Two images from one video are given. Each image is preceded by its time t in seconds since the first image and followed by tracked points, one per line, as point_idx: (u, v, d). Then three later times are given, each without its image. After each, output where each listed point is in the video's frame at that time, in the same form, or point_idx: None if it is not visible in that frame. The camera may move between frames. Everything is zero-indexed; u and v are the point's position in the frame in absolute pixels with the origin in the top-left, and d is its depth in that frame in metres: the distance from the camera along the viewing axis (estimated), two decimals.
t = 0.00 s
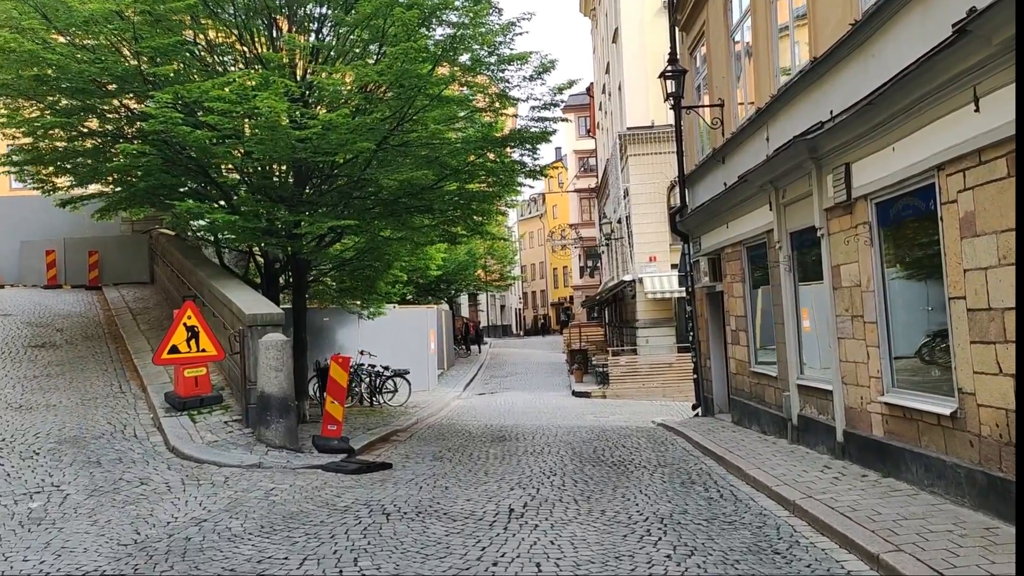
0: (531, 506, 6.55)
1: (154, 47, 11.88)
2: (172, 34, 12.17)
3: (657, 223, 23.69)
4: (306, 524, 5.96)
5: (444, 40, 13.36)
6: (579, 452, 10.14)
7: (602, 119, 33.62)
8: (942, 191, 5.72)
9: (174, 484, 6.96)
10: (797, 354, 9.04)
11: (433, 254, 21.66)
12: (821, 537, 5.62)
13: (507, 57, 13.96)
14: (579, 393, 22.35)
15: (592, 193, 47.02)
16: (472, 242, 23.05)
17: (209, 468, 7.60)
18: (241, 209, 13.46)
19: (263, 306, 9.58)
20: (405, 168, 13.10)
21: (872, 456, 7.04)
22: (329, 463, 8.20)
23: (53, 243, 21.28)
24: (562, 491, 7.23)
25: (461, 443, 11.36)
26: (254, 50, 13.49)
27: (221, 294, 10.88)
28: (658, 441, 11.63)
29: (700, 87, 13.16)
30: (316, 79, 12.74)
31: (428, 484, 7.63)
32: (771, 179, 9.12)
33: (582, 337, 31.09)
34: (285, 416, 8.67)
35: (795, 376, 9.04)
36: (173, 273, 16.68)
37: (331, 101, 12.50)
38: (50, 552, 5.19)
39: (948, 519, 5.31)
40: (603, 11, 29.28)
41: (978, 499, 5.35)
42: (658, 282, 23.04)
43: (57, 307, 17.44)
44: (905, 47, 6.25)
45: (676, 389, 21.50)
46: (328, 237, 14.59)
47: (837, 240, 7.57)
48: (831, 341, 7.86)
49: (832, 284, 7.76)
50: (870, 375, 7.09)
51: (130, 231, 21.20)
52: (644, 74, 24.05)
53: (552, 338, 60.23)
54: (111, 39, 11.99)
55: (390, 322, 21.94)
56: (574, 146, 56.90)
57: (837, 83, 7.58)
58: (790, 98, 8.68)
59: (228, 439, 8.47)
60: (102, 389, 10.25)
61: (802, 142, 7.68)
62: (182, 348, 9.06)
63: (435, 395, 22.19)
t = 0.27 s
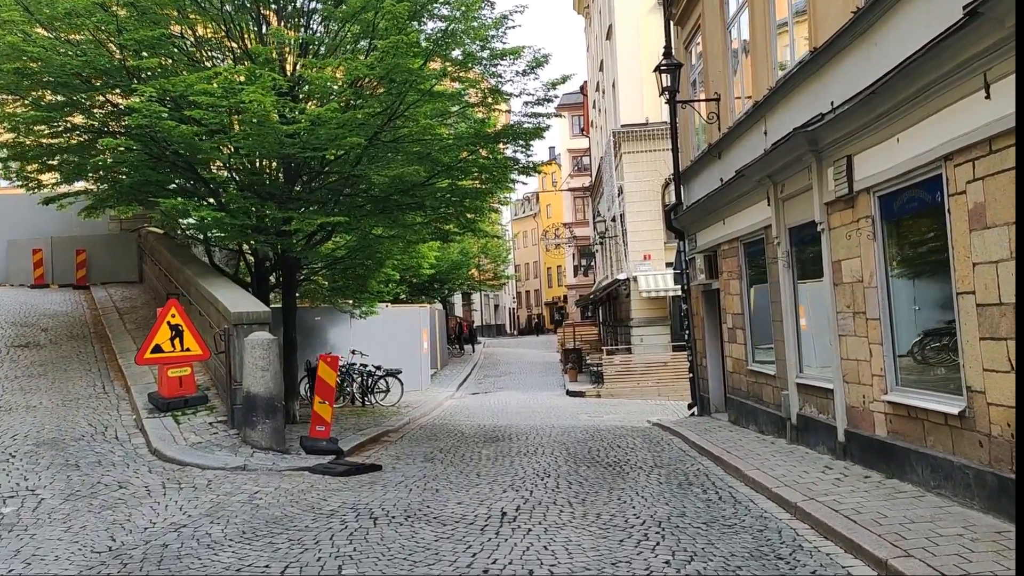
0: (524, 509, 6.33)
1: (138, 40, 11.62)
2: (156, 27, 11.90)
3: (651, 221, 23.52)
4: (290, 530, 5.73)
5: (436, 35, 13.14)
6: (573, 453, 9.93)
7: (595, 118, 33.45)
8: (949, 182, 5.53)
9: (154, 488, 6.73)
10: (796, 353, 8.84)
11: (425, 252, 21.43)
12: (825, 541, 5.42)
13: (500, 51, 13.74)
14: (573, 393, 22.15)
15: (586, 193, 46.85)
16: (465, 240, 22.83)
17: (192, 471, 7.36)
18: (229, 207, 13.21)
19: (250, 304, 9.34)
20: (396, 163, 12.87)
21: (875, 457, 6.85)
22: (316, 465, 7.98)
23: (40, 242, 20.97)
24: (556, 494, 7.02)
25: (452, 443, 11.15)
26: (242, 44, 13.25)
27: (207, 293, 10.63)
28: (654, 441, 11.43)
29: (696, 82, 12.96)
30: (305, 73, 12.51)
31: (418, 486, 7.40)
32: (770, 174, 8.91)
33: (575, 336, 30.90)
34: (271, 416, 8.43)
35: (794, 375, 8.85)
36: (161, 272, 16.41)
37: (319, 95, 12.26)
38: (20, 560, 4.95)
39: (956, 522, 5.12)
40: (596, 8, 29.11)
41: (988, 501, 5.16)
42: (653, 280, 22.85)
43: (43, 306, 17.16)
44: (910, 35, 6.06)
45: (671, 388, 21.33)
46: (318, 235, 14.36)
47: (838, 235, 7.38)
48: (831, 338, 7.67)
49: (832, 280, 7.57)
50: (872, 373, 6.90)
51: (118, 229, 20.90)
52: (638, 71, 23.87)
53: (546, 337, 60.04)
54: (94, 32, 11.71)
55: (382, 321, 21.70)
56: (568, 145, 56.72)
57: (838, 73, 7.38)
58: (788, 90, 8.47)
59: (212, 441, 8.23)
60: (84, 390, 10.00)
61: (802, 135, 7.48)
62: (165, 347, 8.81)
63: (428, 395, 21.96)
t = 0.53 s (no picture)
0: (520, 518, 6.12)
1: (124, 36, 11.36)
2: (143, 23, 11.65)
3: (647, 220, 23.30)
4: (277, 541, 5.52)
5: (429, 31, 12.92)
6: (570, 457, 9.74)
7: (590, 117, 33.25)
8: (960, 179, 5.36)
9: (137, 497, 6.51)
10: (797, 354, 8.65)
11: (419, 252, 21.20)
12: (832, 552, 5.24)
13: (494, 48, 13.52)
14: (569, 394, 21.97)
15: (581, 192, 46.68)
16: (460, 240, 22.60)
17: (177, 479, 7.14)
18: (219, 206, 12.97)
19: (238, 306, 9.11)
20: (389, 162, 12.66)
21: (881, 462, 6.67)
22: (307, 471, 7.76)
23: (28, 243, 20.67)
24: (553, 502, 6.82)
25: (446, 447, 10.93)
26: (231, 40, 13.01)
27: (195, 294, 10.39)
28: (652, 444, 11.23)
29: (693, 79, 12.77)
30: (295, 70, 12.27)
31: (411, 494, 7.19)
32: (770, 171, 8.72)
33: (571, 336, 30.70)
34: (260, 421, 8.20)
35: (796, 378, 8.65)
36: (151, 273, 16.15)
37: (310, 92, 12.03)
38: None
39: (969, 532, 4.93)
40: (591, 7, 28.92)
41: (1002, 510, 4.98)
42: (649, 280, 22.67)
43: (31, 308, 16.88)
44: (917, 27, 5.89)
45: (668, 389, 21.15)
46: (310, 235, 14.13)
47: (841, 234, 7.19)
48: (835, 340, 7.48)
49: (836, 281, 7.38)
50: (878, 377, 6.71)
51: (107, 229, 20.63)
52: (633, 69, 23.68)
53: (541, 337, 59.85)
54: (78, 28, 11.45)
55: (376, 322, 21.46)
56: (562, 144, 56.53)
57: (841, 68, 7.19)
58: (789, 85, 8.29)
59: (199, 447, 8.01)
60: (69, 395, 9.75)
61: (804, 131, 7.30)
62: (151, 351, 8.58)
63: (422, 396, 21.74)
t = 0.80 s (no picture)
0: (518, 533, 5.91)
1: (111, 35, 11.12)
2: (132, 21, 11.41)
3: (643, 222, 23.20)
4: (265, 559, 5.30)
5: (423, 29, 12.72)
6: (568, 465, 9.54)
7: (585, 117, 33.08)
8: (974, 182, 5.18)
9: (120, 512, 6.30)
10: (799, 360, 8.46)
11: (413, 254, 20.99)
12: (842, 569, 5.04)
13: (489, 48, 13.32)
14: (565, 396, 21.78)
15: (575, 192, 46.54)
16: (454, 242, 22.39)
17: (163, 492, 6.91)
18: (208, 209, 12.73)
19: (227, 312, 8.87)
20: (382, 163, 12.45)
21: (889, 473, 6.47)
22: (297, 482, 7.53)
23: (16, 244, 20.39)
24: (551, 514, 6.61)
25: (441, 454, 10.71)
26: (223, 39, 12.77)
27: (184, 298, 10.16)
28: (651, 450, 11.04)
29: (691, 78, 12.57)
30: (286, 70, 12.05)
31: (405, 506, 6.97)
32: (772, 173, 8.53)
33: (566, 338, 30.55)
34: (249, 430, 7.96)
35: (799, 384, 8.45)
36: (140, 275, 15.90)
37: (303, 92, 11.81)
38: None
39: (985, 549, 4.74)
40: (586, 6, 28.75)
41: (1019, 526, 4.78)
42: (645, 282, 22.52)
43: (19, 311, 16.62)
44: (928, 25, 5.71)
45: (664, 392, 20.98)
46: (303, 237, 13.90)
47: (847, 237, 7.00)
48: (840, 347, 7.28)
49: (841, 285, 7.18)
50: (886, 384, 6.52)
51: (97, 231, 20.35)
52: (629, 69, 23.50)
53: (536, 338, 59.68)
54: (64, 27, 11.20)
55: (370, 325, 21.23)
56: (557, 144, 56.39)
57: (847, 67, 7.00)
58: (792, 85, 8.10)
59: (187, 457, 7.78)
60: (53, 402, 9.52)
61: (809, 132, 7.10)
62: (137, 357, 8.36)
63: (417, 399, 21.52)
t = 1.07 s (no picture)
0: (519, 537, 5.69)
1: (98, 26, 10.84)
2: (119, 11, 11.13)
3: (641, 223, 23.08)
4: (255, 565, 5.06)
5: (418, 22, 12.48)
6: (567, 465, 9.33)
7: (582, 115, 32.88)
8: (994, 171, 4.98)
9: (105, 516, 6.06)
10: (805, 358, 8.25)
11: (408, 252, 20.74)
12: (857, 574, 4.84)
13: (486, 42, 13.09)
14: (562, 396, 21.56)
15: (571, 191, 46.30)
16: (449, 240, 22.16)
17: (149, 495, 6.67)
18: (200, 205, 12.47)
19: (217, 309, 8.63)
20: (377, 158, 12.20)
21: (901, 473, 6.27)
22: (290, 485, 7.29)
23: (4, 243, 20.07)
24: (552, 518, 6.39)
25: (437, 454, 10.48)
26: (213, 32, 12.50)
27: (173, 296, 9.91)
28: (652, 450, 10.83)
29: (691, 72, 12.36)
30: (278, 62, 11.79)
31: (401, 508, 6.74)
32: (777, 166, 8.31)
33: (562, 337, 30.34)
34: (240, 431, 7.72)
35: (804, 382, 8.25)
36: (130, 274, 15.63)
37: (296, 85, 11.56)
38: None
39: (1009, 554, 4.54)
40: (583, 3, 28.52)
41: None
42: (643, 280, 22.31)
43: (7, 310, 16.34)
44: (941, 9, 5.51)
45: (662, 391, 20.78)
46: (296, 234, 13.65)
47: (856, 230, 6.80)
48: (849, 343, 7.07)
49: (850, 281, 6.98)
50: (897, 382, 6.31)
51: (87, 229, 20.05)
52: (626, 65, 23.28)
53: (531, 338, 59.45)
54: (50, 18, 10.92)
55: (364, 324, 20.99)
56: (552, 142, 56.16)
57: (856, 55, 6.78)
58: (798, 75, 7.89)
59: (175, 459, 7.54)
60: (39, 403, 9.26)
61: (816, 123, 6.90)
62: (125, 356, 8.12)
63: (412, 399, 21.28)
